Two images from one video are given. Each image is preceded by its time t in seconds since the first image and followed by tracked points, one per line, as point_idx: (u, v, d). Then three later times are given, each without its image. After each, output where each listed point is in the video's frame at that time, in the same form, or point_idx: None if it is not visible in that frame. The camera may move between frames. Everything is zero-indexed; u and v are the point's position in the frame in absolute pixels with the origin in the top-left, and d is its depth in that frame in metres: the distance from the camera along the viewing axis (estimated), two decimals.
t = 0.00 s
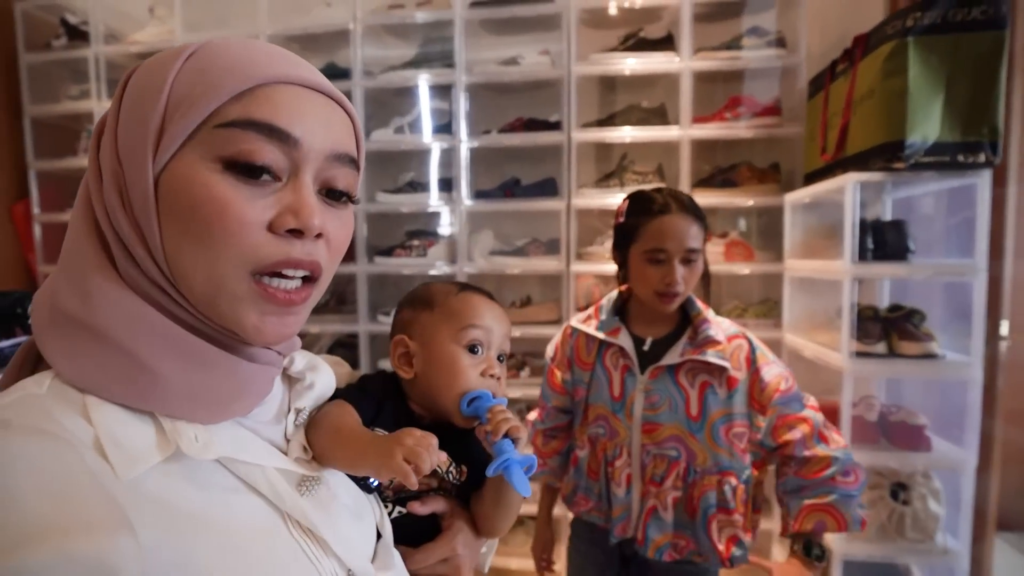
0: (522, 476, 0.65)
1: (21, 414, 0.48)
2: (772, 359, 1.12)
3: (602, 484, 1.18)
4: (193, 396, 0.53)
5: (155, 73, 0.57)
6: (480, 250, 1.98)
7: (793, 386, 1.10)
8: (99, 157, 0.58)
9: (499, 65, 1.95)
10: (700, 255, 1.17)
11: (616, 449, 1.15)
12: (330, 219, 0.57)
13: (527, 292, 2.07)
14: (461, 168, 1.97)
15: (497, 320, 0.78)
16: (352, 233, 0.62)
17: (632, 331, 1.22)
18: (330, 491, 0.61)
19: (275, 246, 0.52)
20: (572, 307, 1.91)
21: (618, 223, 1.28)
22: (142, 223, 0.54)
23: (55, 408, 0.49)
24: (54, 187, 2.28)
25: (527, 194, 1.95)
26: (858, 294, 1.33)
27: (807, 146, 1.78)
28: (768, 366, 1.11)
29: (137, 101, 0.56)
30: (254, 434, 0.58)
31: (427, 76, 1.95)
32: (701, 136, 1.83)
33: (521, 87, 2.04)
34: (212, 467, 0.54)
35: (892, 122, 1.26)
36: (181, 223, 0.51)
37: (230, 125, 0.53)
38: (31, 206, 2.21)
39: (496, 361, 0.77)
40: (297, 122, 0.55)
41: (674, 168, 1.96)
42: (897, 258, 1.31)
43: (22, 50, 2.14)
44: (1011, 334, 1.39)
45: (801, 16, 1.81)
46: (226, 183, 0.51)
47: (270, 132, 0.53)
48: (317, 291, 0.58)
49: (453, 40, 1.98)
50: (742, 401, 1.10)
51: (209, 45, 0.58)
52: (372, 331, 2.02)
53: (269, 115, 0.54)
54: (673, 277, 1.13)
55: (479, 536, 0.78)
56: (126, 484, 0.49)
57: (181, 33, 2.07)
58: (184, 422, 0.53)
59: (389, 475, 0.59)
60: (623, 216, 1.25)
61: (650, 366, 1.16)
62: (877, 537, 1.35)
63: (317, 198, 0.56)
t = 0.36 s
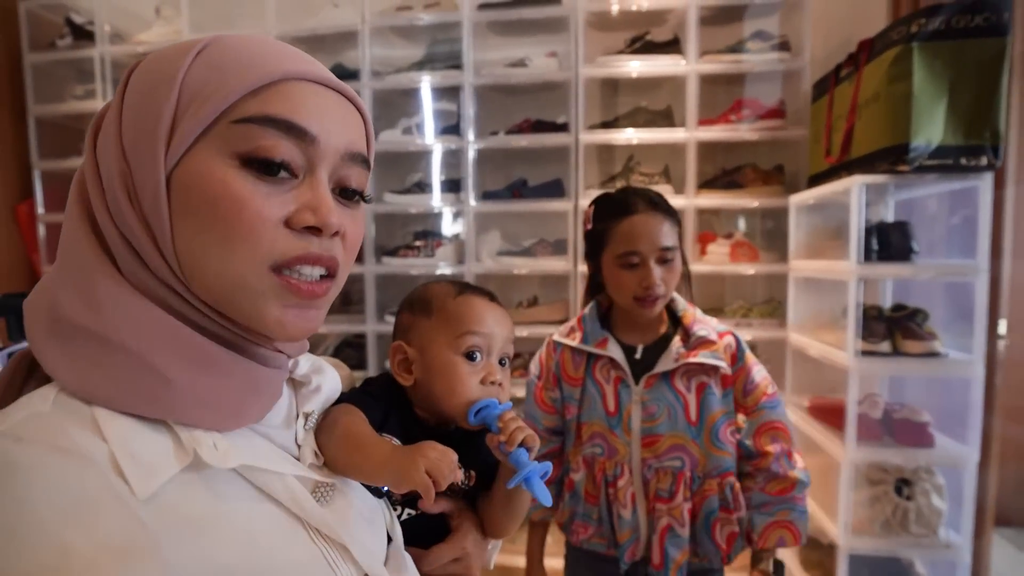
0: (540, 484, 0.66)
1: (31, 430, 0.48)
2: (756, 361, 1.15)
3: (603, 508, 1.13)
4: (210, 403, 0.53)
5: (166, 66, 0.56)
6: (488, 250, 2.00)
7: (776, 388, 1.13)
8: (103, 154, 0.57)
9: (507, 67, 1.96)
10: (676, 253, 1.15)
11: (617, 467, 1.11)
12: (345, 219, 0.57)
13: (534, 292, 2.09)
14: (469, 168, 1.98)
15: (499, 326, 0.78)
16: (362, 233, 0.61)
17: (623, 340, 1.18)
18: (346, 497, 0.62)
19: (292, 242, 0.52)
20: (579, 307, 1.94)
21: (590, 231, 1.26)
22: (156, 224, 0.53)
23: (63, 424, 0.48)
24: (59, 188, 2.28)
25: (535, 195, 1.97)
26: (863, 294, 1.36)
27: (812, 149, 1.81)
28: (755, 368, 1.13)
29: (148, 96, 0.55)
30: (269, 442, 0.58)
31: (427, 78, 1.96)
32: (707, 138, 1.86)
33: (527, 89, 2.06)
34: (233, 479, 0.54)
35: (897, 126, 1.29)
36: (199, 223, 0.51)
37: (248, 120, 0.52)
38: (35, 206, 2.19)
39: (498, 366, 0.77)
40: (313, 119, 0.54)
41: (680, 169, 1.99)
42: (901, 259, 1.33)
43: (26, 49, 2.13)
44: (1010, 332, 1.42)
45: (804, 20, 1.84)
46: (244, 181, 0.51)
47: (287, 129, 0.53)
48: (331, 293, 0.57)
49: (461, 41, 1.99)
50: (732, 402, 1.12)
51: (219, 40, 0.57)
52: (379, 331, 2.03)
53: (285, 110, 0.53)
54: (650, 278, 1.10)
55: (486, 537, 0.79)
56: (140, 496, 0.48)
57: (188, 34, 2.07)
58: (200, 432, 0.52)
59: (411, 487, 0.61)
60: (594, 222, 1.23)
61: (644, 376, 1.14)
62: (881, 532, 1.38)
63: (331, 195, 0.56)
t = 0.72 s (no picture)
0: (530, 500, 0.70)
1: (23, 467, 0.47)
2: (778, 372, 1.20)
3: (628, 536, 1.13)
4: (206, 416, 0.52)
5: (133, 66, 0.55)
6: (485, 252, 2.02)
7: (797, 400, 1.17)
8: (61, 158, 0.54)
9: (505, 70, 1.97)
10: (707, 257, 1.15)
11: (644, 491, 1.12)
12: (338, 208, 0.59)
13: (531, 294, 2.10)
14: (467, 170, 2.00)
15: (487, 336, 0.78)
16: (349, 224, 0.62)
17: (645, 351, 1.21)
18: (350, 506, 0.64)
19: (295, 233, 0.52)
20: (576, 309, 1.95)
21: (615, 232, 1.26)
22: (136, 227, 0.52)
23: (60, 458, 0.48)
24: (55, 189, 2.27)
25: (532, 198, 1.99)
26: (857, 297, 1.38)
27: (806, 153, 1.83)
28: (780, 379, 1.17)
29: (117, 95, 0.54)
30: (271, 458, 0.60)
31: (423, 80, 1.97)
32: (703, 142, 1.87)
33: (525, 92, 2.07)
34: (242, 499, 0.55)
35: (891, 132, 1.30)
36: (189, 220, 0.50)
37: (234, 108, 0.52)
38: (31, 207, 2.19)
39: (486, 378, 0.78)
40: (300, 106, 0.56)
41: (676, 172, 2.00)
42: (893, 263, 1.36)
43: (24, 49, 2.13)
44: (999, 334, 1.45)
45: (800, 25, 1.86)
46: (239, 170, 0.51)
47: (276, 115, 0.54)
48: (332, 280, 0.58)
49: (458, 44, 2.00)
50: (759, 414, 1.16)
51: (184, 39, 0.57)
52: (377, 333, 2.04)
53: (271, 96, 0.54)
54: (682, 286, 1.11)
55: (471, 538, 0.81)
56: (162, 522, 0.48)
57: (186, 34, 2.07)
58: (208, 452, 0.53)
59: (423, 502, 0.65)
60: (621, 224, 1.23)
61: (671, 389, 1.16)
62: (874, 531, 1.40)
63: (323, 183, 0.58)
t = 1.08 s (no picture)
0: (517, 501, 0.73)
1: (92, 500, 0.49)
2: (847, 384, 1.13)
3: (707, 566, 1.01)
4: (259, 438, 0.56)
5: (165, 93, 0.58)
6: (490, 255, 2.05)
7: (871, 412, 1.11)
8: (98, 185, 0.56)
9: (509, 77, 2.01)
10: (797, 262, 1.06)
11: (725, 514, 1.01)
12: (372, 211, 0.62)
13: (535, 296, 2.14)
14: (472, 175, 2.03)
15: (474, 335, 0.83)
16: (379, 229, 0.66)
17: (716, 360, 1.12)
18: (374, 510, 0.68)
19: (342, 238, 0.56)
20: (579, 311, 1.99)
21: (690, 227, 1.15)
22: (182, 244, 0.54)
23: (126, 492, 0.50)
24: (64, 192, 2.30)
25: (536, 202, 2.02)
26: (854, 300, 1.41)
27: (805, 158, 1.87)
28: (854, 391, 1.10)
29: (154, 121, 0.57)
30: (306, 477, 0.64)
31: (427, 86, 2.00)
32: (704, 147, 1.91)
33: (528, 98, 2.11)
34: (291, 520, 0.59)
35: (889, 141, 1.34)
36: (238, 236, 0.53)
37: (272, 123, 0.56)
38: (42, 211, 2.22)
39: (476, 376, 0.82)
40: (331, 116, 0.59)
41: (677, 176, 2.04)
42: (890, 266, 1.39)
43: (36, 56, 2.16)
44: (994, 336, 1.48)
45: (799, 33, 1.89)
46: (286, 184, 0.54)
47: (312, 125, 0.57)
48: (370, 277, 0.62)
49: (463, 51, 2.04)
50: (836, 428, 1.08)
51: (208, 63, 0.60)
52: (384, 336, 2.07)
53: (304, 107, 0.58)
54: (772, 293, 1.02)
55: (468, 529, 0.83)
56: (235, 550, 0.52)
57: (196, 41, 2.10)
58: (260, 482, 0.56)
59: (448, 502, 0.69)
60: (699, 219, 1.12)
61: (748, 402, 1.07)
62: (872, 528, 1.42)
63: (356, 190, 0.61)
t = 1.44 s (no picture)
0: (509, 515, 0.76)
1: (103, 517, 0.51)
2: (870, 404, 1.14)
3: None
4: (257, 461, 0.56)
5: (174, 123, 0.59)
6: (493, 259, 2.06)
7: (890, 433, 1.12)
8: (113, 216, 0.58)
9: (513, 83, 2.03)
10: (837, 278, 1.04)
11: (757, 539, 0.99)
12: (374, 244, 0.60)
13: (538, 300, 2.16)
14: (476, 180, 2.05)
15: (478, 347, 0.84)
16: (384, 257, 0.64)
17: (747, 376, 1.10)
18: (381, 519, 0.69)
19: (338, 278, 0.55)
20: (582, 315, 2.00)
21: (726, 237, 1.13)
22: (186, 280, 0.55)
23: (133, 512, 0.52)
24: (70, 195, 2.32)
25: (540, 207, 2.03)
26: (855, 305, 1.43)
27: (806, 163, 1.88)
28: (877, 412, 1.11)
29: (162, 154, 0.57)
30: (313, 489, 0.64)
31: (429, 92, 2.02)
32: (706, 153, 1.93)
33: (531, 103, 2.12)
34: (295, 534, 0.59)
35: (889, 149, 1.36)
36: (235, 273, 0.53)
37: (270, 161, 0.55)
38: (48, 215, 2.24)
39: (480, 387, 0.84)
40: (332, 149, 0.57)
41: (680, 181, 2.06)
42: (891, 272, 1.41)
43: (42, 61, 2.18)
44: (994, 341, 1.50)
45: (800, 40, 1.91)
46: (280, 223, 0.53)
47: (311, 162, 0.56)
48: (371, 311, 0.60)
49: (467, 57, 2.06)
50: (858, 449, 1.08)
51: (217, 92, 0.60)
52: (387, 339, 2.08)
53: (304, 142, 0.56)
54: (809, 310, 1.00)
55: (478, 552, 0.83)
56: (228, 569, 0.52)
57: (201, 47, 2.12)
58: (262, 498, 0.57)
59: (453, 507, 0.70)
60: (735, 229, 1.10)
61: (778, 422, 1.06)
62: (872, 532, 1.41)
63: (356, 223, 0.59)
